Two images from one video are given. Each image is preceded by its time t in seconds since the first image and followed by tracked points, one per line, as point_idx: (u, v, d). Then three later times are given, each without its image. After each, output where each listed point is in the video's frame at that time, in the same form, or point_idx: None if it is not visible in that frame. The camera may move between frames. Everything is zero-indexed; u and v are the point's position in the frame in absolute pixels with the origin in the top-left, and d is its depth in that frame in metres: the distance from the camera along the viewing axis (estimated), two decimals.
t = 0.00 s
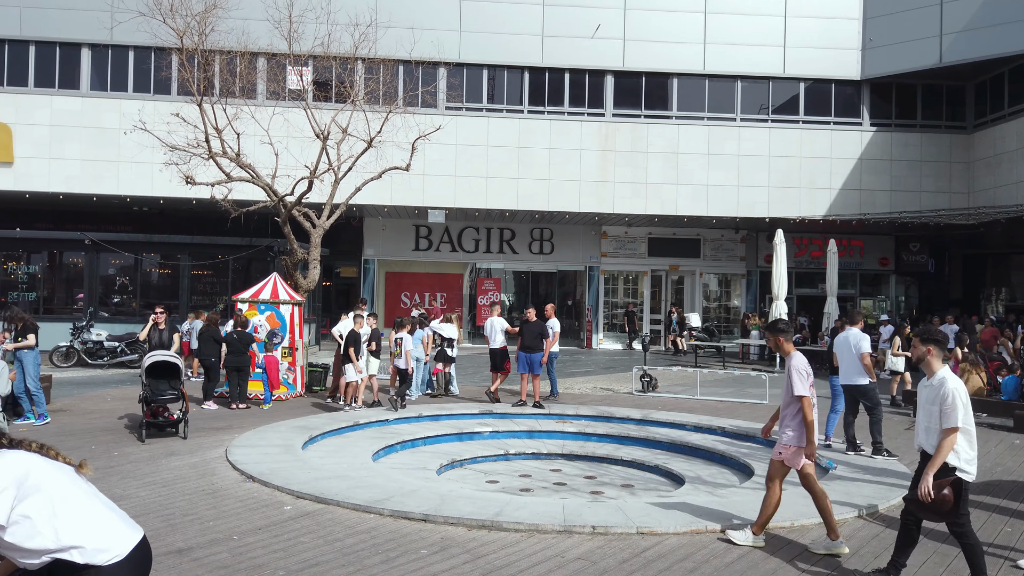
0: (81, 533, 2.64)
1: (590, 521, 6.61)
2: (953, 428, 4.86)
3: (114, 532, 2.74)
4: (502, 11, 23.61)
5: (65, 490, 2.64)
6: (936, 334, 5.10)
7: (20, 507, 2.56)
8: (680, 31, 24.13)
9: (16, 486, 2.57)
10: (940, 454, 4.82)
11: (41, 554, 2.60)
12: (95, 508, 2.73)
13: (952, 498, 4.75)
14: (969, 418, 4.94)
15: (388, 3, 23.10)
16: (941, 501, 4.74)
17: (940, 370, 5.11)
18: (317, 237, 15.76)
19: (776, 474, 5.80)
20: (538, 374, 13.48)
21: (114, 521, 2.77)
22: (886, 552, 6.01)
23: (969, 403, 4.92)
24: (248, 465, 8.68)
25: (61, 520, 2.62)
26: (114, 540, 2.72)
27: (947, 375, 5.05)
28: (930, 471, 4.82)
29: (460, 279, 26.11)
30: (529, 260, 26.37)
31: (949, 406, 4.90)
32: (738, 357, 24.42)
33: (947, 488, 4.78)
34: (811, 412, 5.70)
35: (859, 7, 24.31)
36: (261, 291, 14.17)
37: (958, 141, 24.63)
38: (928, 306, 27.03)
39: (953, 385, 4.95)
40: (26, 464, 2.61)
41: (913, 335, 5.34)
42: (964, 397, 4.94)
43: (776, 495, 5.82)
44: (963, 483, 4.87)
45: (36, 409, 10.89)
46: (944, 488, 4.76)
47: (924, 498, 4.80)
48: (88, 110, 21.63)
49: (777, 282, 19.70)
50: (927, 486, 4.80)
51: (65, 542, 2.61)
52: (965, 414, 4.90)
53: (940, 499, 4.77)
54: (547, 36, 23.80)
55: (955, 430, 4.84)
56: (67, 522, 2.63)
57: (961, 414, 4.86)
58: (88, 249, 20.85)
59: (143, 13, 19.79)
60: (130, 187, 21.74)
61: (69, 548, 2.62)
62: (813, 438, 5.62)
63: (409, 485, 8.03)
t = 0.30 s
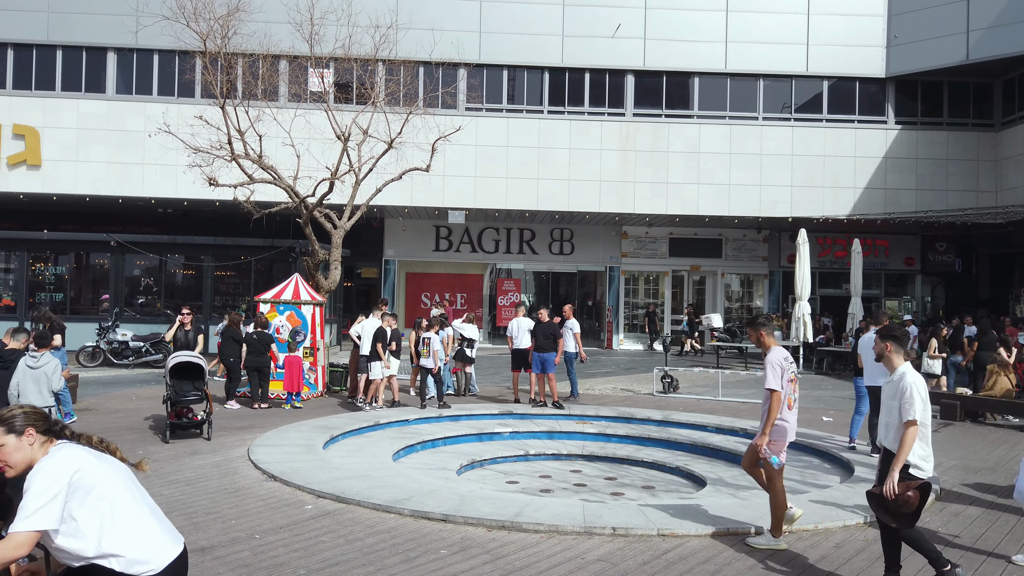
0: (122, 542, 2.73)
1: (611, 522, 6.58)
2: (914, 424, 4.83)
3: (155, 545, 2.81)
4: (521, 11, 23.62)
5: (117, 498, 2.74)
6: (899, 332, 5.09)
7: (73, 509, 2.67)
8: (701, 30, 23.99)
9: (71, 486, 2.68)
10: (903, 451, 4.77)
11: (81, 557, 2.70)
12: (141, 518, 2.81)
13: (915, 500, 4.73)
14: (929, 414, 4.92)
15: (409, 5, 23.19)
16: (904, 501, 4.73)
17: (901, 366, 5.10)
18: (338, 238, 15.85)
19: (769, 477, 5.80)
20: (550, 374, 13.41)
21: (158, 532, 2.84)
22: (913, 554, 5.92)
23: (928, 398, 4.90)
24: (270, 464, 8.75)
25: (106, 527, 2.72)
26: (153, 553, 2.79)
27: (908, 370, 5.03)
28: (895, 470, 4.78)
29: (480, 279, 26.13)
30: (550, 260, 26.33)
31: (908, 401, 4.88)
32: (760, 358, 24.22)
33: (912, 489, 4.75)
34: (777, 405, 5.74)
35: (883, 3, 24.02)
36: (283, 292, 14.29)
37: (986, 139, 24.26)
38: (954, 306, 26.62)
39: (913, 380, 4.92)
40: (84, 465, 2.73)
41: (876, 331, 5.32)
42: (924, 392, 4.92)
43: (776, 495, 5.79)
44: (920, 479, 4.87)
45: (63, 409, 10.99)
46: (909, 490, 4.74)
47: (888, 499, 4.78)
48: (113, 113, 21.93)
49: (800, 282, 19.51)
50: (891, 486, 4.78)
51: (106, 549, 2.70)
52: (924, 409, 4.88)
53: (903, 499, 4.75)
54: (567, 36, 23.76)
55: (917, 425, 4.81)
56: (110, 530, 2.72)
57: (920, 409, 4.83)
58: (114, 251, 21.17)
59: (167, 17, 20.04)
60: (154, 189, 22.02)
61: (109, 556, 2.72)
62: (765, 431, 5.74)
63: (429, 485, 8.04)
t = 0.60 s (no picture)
0: (161, 538, 2.80)
1: (633, 524, 6.55)
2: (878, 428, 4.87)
3: (192, 540, 2.88)
4: (543, 11, 23.60)
5: (157, 494, 2.80)
6: (864, 334, 5.13)
7: (115, 506, 2.73)
8: (723, 28, 23.83)
9: (112, 483, 2.73)
10: (870, 456, 4.79)
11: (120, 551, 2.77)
12: (179, 512, 2.87)
13: (891, 502, 4.72)
14: (892, 418, 4.95)
15: (430, 6, 23.26)
16: (879, 505, 4.72)
17: (868, 369, 5.12)
18: (360, 238, 15.93)
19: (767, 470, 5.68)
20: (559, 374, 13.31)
21: (195, 527, 2.91)
22: (940, 558, 5.84)
23: (891, 402, 4.94)
24: (293, 463, 8.82)
25: (145, 524, 2.78)
26: (191, 548, 2.86)
27: (874, 373, 5.06)
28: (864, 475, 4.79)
29: (502, 280, 26.16)
30: (571, 260, 26.28)
31: (872, 404, 4.91)
32: (784, 359, 24.01)
33: (884, 492, 4.76)
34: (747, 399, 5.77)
35: None
36: (306, 292, 14.41)
37: (1015, 137, 23.84)
38: (983, 306, 26.19)
39: (877, 384, 4.96)
40: (123, 462, 2.78)
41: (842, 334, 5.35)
42: (887, 395, 4.96)
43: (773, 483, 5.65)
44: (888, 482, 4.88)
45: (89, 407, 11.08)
46: (882, 492, 4.74)
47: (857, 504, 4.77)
48: (139, 115, 22.24)
49: (824, 282, 19.30)
50: (863, 491, 4.77)
51: (145, 545, 2.78)
52: (887, 413, 4.91)
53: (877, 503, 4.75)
54: (588, 36, 23.70)
55: (879, 429, 4.85)
56: (149, 526, 2.78)
57: (883, 412, 4.87)
58: (140, 251, 21.47)
59: (192, 21, 20.29)
60: (179, 191, 22.28)
61: (147, 551, 2.79)
62: (729, 422, 5.81)
63: (450, 484, 8.07)
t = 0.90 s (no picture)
0: (197, 532, 2.88)
1: (654, 526, 6.52)
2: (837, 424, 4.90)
3: (224, 530, 2.96)
4: (565, 11, 23.57)
5: (187, 492, 2.87)
6: (826, 329, 5.16)
7: (148, 511, 2.78)
8: (746, 26, 23.64)
9: (141, 489, 2.77)
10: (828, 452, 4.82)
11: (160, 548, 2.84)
12: (208, 505, 2.95)
13: (850, 494, 4.75)
14: (851, 413, 4.98)
15: (452, 8, 23.32)
16: (840, 498, 4.74)
17: (830, 365, 5.16)
18: (382, 239, 16.00)
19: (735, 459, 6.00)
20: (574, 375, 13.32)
21: (224, 517, 2.99)
22: (968, 564, 5.74)
23: (851, 397, 4.97)
24: (316, 462, 8.90)
25: (180, 521, 2.85)
26: (227, 537, 2.95)
27: (835, 369, 5.10)
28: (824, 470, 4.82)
29: (523, 280, 26.17)
30: (592, 261, 26.20)
31: (830, 401, 4.94)
32: (809, 360, 23.75)
33: (844, 484, 4.78)
34: (746, 385, 5.95)
35: None
36: (329, 293, 14.53)
37: None
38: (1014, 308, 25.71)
39: (837, 379, 4.99)
40: (150, 465, 2.82)
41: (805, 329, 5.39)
42: (847, 390, 4.99)
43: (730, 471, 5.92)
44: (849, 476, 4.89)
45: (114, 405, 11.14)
46: (841, 485, 4.77)
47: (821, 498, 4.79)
48: (167, 118, 22.55)
49: (850, 282, 19.06)
50: (823, 486, 4.79)
51: (181, 541, 2.85)
52: (846, 408, 4.95)
53: (839, 499, 4.75)
54: (610, 36, 23.63)
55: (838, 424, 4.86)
56: (183, 522, 2.86)
57: (841, 408, 4.89)
58: (167, 253, 21.78)
59: (217, 25, 20.53)
60: (205, 193, 22.54)
61: (185, 546, 2.87)
62: (734, 416, 5.90)
63: (471, 485, 8.08)
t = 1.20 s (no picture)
0: (230, 526, 2.95)
1: (676, 527, 6.48)
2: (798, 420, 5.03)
3: (254, 523, 3.04)
4: (587, 11, 23.53)
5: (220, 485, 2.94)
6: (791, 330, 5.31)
7: (187, 507, 2.84)
8: (770, 24, 23.44)
9: (180, 485, 2.83)
10: (786, 446, 4.95)
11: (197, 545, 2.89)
12: (236, 501, 3.02)
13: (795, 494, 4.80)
14: (815, 412, 5.09)
15: (474, 9, 23.35)
16: (782, 496, 4.81)
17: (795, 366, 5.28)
18: (404, 240, 16.06)
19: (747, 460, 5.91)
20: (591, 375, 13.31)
21: (253, 511, 3.06)
22: (998, 569, 5.64)
23: (813, 395, 5.08)
24: (339, 461, 8.96)
25: (214, 515, 2.92)
26: (258, 530, 3.02)
27: (798, 369, 5.23)
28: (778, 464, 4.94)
29: (545, 280, 26.15)
30: (614, 262, 26.12)
31: (793, 399, 5.08)
32: (835, 361, 23.46)
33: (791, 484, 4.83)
34: (748, 386, 5.95)
35: None
36: (351, 293, 14.63)
37: None
38: None
39: (798, 378, 5.12)
40: (183, 462, 2.89)
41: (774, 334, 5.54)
42: (810, 389, 5.11)
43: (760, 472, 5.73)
44: (814, 477, 5.01)
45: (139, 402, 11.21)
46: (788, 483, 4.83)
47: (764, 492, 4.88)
48: (192, 121, 22.83)
49: (876, 282, 18.81)
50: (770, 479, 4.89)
51: (219, 535, 2.91)
52: (808, 406, 5.07)
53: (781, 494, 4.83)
54: (632, 35, 23.54)
55: (800, 421, 5.01)
56: (217, 518, 2.92)
57: (803, 406, 5.03)
58: (193, 254, 22.04)
59: (242, 28, 20.77)
60: (230, 195, 22.79)
61: (222, 539, 2.93)
62: (747, 416, 5.86)
63: (493, 485, 8.09)
